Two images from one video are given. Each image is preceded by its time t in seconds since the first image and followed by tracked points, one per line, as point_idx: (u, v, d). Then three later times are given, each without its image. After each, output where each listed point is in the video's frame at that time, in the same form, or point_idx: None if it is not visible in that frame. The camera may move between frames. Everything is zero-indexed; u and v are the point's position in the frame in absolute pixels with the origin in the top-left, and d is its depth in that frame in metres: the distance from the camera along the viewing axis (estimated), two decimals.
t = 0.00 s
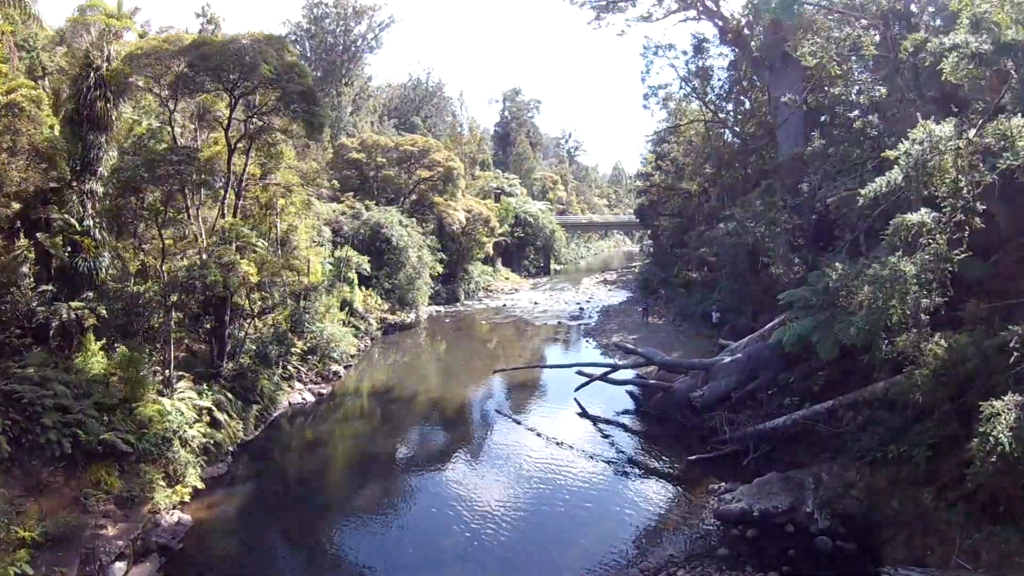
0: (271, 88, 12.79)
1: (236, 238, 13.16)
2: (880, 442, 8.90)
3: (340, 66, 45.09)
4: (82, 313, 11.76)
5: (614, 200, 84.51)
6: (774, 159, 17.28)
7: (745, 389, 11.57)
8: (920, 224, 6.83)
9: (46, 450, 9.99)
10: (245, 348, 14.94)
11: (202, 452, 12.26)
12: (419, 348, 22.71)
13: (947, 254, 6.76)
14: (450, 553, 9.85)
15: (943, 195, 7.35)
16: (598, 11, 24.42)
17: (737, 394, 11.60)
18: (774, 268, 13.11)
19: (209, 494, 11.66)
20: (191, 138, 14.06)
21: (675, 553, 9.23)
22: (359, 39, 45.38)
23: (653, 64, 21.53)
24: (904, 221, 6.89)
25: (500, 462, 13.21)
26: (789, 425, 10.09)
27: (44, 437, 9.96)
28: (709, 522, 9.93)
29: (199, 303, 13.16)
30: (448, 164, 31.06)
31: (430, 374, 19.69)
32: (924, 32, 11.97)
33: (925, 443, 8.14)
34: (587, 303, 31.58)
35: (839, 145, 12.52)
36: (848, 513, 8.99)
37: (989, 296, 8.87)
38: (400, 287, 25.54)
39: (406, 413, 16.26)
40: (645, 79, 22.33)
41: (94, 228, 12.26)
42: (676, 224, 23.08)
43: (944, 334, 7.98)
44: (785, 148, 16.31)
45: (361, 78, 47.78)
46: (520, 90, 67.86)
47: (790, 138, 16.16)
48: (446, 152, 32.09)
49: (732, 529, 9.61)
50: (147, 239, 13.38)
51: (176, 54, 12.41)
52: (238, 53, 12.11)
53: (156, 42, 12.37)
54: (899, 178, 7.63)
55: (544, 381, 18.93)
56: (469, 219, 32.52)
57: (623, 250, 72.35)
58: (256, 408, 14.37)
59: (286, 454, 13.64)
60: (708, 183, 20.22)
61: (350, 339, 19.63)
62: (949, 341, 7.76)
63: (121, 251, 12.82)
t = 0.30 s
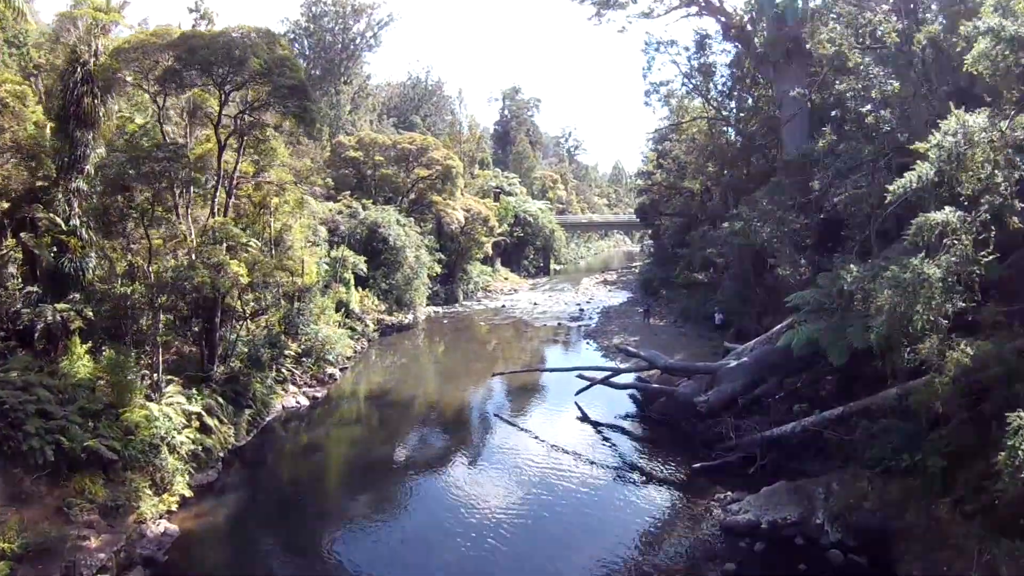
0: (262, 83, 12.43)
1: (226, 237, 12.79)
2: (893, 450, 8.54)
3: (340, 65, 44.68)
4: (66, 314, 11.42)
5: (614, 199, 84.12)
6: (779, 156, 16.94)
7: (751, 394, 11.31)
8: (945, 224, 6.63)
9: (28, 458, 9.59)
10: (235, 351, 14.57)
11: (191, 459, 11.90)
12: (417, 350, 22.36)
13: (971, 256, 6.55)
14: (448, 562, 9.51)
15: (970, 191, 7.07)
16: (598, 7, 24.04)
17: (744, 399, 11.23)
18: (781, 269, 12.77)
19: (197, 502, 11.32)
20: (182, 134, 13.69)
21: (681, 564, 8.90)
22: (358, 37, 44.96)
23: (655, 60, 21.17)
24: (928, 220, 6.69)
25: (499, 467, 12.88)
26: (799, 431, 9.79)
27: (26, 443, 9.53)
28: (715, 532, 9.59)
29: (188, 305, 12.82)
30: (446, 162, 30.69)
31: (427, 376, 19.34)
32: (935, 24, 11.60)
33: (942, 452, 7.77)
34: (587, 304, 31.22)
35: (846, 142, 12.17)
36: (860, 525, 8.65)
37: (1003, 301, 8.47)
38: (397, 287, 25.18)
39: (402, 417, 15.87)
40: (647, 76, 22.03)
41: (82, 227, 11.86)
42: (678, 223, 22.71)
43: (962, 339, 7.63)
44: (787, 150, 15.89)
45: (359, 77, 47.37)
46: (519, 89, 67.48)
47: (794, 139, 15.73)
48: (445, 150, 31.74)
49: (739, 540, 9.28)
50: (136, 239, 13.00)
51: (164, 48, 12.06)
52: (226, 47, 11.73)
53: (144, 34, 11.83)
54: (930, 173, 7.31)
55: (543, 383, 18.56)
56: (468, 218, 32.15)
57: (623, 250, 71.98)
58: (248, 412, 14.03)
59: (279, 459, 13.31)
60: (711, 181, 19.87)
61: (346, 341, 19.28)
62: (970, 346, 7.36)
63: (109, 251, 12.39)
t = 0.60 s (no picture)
0: (254, 80, 12.11)
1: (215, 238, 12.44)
2: (906, 462, 8.34)
3: (339, 65, 44.38)
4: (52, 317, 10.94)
5: (614, 201, 83.83)
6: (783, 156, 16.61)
7: (758, 402, 11.07)
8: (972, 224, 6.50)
9: (8, 466, 9.15)
10: (226, 355, 14.20)
11: (179, 466, 11.53)
12: (414, 353, 21.99)
13: (1004, 260, 6.36)
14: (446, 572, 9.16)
15: (1005, 186, 6.86)
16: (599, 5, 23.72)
17: (750, 407, 11.15)
18: (788, 272, 12.44)
19: (184, 512, 10.93)
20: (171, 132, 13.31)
21: None
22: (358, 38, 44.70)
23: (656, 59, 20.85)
24: (956, 220, 6.56)
25: (497, 473, 12.54)
26: (809, 440, 9.50)
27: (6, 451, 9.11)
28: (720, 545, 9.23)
29: (176, 308, 12.46)
30: (444, 163, 30.38)
31: (425, 380, 18.97)
32: (945, 18, 11.24)
33: (959, 464, 7.54)
34: (587, 306, 30.86)
35: (854, 141, 11.85)
36: (871, 539, 8.30)
37: (1018, 308, 7.73)
38: (394, 289, 24.82)
39: (397, 422, 15.49)
40: (648, 75, 21.72)
41: (68, 227, 11.50)
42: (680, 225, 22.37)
43: (982, 346, 7.30)
44: (788, 151, 15.79)
45: (358, 77, 47.04)
46: (519, 89, 67.18)
47: (793, 142, 15.63)
48: (444, 150, 31.39)
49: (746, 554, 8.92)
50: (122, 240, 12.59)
51: (154, 44, 11.71)
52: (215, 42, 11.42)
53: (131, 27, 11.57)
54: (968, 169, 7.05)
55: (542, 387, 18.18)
56: (467, 219, 31.81)
57: (622, 252, 71.69)
58: (239, 417, 13.67)
59: (272, 465, 12.95)
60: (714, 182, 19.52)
61: (341, 344, 18.91)
62: (997, 355, 7.10)
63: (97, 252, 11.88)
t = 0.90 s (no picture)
0: (245, 72, 11.77)
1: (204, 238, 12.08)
2: (923, 472, 8.00)
3: (338, 65, 44.05)
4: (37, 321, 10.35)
5: (614, 201, 83.53)
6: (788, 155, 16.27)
7: (765, 409, 10.69)
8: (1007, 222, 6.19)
9: None
10: (217, 359, 13.81)
11: (167, 475, 11.15)
12: (411, 355, 21.61)
13: None
14: None
15: None
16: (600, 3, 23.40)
17: (756, 413, 10.76)
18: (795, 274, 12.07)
19: (172, 521, 10.55)
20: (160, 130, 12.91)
21: None
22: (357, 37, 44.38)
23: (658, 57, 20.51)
24: (988, 222, 6.43)
25: (495, 479, 12.16)
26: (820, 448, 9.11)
27: None
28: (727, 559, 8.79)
29: (165, 311, 12.08)
30: (443, 162, 30.03)
31: (421, 383, 18.59)
32: (958, 11, 10.90)
33: (980, 475, 7.19)
34: (587, 308, 30.50)
35: (864, 138, 11.46)
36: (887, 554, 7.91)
37: None
38: (391, 290, 24.45)
39: (393, 426, 15.11)
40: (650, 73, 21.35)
41: (52, 227, 10.79)
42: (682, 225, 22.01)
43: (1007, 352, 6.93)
44: (794, 149, 15.44)
45: (358, 77, 46.71)
46: (519, 89, 66.84)
47: (798, 141, 15.32)
48: (442, 150, 31.02)
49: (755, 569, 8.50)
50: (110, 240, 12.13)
51: (140, 37, 11.33)
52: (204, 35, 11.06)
53: (118, 21, 11.22)
54: (1015, 162, 6.54)
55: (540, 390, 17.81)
56: (466, 219, 31.46)
57: (622, 252, 71.38)
58: (229, 423, 13.29)
59: (263, 472, 12.57)
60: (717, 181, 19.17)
61: (336, 346, 18.52)
62: None
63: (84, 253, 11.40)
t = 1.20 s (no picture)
0: (233, 65, 11.41)
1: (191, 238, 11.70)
2: (939, 482, 7.66)
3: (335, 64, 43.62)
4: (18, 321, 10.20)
5: (613, 200, 83.20)
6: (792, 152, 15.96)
7: (772, 414, 10.32)
8: None
9: None
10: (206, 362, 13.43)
11: (153, 483, 10.79)
12: (407, 356, 21.25)
13: None
14: None
15: None
16: None
17: (764, 418, 10.29)
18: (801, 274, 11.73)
19: (157, 532, 10.17)
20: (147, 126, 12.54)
21: None
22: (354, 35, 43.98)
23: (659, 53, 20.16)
24: None
25: (493, 485, 11.79)
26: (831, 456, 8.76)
27: None
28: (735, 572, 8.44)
29: (152, 314, 11.70)
30: (440, 160, 29.66)
31: (417, 385, 18.23)
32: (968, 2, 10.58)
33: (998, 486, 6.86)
34: (586, 308, 30.14)
35: (872, 134, 11.13)
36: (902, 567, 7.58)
37: None
38: (388, 290, 24.09)
39: (388, 430, 14.75)
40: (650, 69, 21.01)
41: (35, 228, 10.52)
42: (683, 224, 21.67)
43: None
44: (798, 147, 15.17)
45: (355, 75, 46.31)
46: (517, 87, 66.43)
47: (801, 138, 15.17)
48: (440, 148, 30.64)
49: None
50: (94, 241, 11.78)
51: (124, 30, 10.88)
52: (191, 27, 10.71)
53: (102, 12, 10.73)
54: None
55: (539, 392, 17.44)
56: (463, 218, 31.09)
57: (622, 251, 71.02)
58: (218, 429, 12.91)
59: (254, 480, 12.20)
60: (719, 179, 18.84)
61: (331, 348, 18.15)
62: None
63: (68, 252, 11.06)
